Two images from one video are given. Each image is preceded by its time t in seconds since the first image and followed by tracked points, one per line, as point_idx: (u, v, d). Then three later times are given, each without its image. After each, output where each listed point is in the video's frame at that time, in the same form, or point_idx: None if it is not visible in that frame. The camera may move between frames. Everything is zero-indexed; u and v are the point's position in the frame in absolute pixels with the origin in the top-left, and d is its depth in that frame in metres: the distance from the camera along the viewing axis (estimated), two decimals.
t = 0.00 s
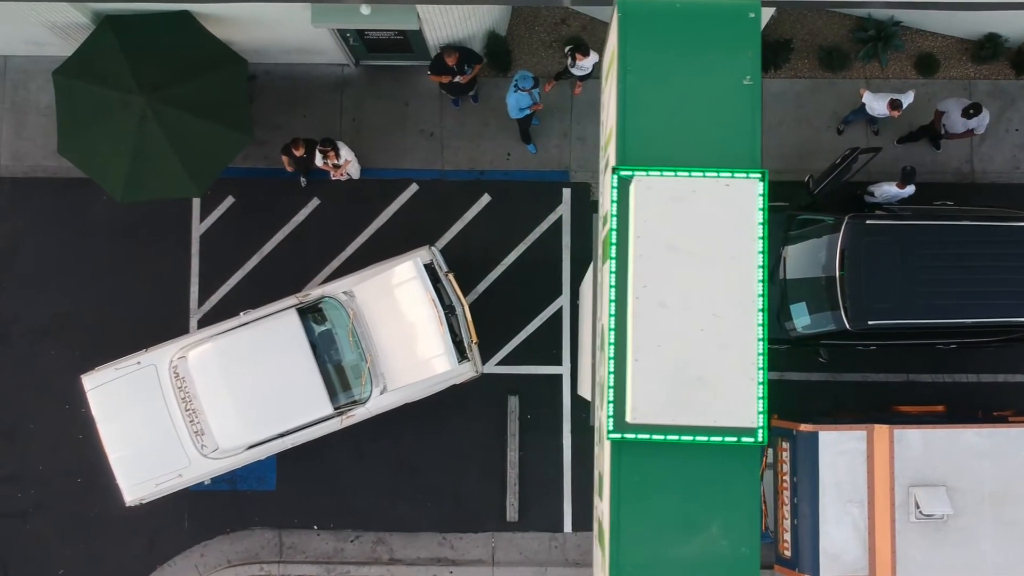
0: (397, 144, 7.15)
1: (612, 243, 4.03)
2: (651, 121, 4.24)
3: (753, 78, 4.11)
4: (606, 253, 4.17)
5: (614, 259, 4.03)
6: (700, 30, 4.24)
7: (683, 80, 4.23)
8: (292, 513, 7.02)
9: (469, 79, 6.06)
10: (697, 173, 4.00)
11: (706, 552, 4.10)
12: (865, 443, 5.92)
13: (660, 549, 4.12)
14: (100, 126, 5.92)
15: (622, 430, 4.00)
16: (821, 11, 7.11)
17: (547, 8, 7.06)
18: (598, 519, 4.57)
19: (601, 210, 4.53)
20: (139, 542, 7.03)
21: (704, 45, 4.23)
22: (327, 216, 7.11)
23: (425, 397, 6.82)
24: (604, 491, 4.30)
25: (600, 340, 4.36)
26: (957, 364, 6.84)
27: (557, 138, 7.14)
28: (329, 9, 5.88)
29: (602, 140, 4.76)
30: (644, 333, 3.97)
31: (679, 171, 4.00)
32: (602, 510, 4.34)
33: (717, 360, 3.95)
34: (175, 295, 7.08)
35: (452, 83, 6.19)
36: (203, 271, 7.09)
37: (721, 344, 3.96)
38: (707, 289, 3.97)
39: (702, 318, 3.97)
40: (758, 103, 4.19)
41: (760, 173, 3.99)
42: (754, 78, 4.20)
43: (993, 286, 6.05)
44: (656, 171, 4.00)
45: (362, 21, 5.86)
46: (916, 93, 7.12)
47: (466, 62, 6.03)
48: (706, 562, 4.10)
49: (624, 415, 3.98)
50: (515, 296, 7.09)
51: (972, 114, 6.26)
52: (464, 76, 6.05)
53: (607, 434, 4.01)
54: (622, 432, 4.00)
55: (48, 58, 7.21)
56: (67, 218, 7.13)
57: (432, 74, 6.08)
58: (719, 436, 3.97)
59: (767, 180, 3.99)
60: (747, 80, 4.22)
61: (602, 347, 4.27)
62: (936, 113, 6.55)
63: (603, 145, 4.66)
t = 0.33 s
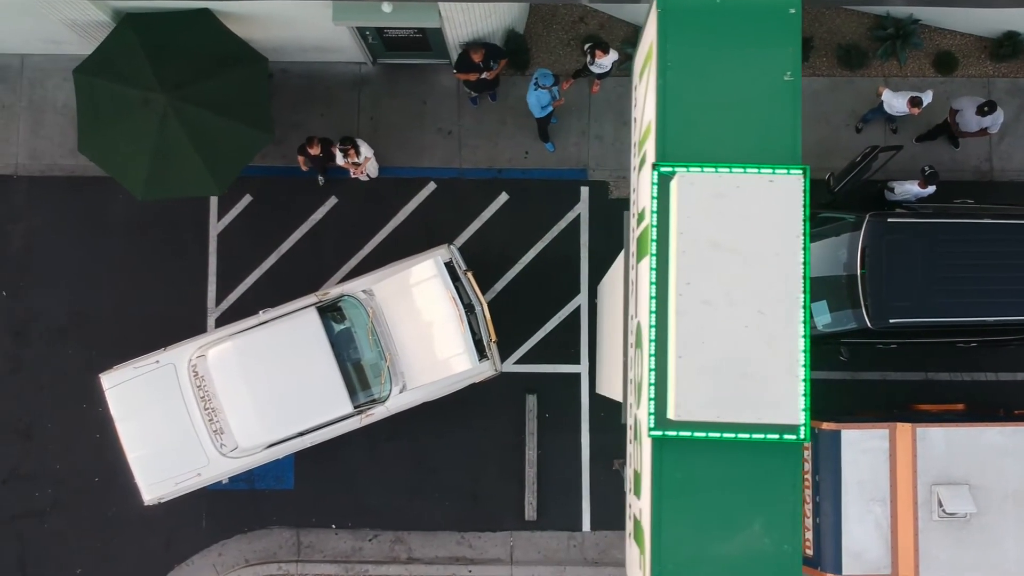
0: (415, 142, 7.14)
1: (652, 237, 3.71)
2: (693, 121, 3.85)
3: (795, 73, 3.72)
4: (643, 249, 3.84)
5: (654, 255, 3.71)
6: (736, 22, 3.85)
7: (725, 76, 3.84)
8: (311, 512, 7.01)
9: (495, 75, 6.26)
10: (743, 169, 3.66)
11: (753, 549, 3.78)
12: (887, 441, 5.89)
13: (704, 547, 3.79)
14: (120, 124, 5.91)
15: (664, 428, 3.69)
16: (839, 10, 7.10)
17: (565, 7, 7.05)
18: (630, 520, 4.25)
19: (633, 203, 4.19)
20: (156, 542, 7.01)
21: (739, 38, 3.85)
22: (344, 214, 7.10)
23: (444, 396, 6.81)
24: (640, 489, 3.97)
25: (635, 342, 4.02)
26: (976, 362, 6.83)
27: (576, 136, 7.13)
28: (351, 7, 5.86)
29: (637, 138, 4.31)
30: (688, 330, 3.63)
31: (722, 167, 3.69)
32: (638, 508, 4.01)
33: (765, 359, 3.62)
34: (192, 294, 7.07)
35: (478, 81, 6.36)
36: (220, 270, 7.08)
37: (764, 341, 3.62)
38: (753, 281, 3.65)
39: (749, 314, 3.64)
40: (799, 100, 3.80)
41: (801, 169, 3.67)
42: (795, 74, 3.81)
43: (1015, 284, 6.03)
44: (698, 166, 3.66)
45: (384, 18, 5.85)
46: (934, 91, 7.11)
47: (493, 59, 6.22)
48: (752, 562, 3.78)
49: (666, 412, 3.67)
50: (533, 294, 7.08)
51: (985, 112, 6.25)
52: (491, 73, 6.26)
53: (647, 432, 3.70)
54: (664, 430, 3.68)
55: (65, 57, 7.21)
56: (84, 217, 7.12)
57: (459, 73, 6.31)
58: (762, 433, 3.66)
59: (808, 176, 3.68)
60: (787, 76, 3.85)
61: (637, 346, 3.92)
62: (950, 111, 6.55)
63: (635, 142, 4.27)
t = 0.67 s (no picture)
0: (433, 141, 7.13)
1: (692, 235, 3.22)
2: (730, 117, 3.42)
3: (840, 68, 3.29)
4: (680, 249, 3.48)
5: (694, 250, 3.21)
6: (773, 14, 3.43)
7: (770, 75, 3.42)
8: (328, 511, 6.99)
9: (518, 70, 6.34)
10: (787, 166, 3.18)
11: (796, 551, 3.27)
12: (910, 440, 5.88)
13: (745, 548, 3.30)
14: (141, 123, 5.89)
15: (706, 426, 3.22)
16: (858, 8, 7.10)
17: (583, 5, 7.04)
18: (665, 523, 3.77)
19: (666, 197, 3.90)
20: (174, 542, 6.99)
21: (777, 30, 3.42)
22: (362, 213, 7.09)
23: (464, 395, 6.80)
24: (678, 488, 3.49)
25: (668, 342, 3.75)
26: (995, 361, 6.81)
27: (594, 134, 7.12)
28: (372, 4, 5.88)
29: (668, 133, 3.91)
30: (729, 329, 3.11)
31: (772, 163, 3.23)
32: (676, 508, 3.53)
33: (813, 357, 3.12)
34: (209, 293, 7.06)
35: (501, 77, 6.48)
36: (238, 269, 7.06)
37: (810, 338, 3.12)
38: (802, 265, 3.14)
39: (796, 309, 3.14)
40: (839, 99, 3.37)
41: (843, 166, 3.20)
42: (835, 70, 3.38)
43: None
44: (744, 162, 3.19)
45: (405, 17, 5.90)
46: (953, 89, 7.09)
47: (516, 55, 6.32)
48: (795, 564, 3.29)
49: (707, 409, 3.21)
50: (552, 293, 7.07)
51: (1001, 112, 6.23)
52: (514, 68, 6.34)
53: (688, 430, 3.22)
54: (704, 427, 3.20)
55: (82, 55, 7.20)
56: (101, 216, 7.10)
57: (481, 69, 6.40)
58: (804, 432, 3.17)
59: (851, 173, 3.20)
60: (827, 72, 3.42)
61: (672, 346, 3.67)
62: (965, 110, 6.53)
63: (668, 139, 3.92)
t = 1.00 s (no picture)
0: (450, 140, 7.12)
1: (732, 233, 3.16)
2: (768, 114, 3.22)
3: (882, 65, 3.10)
4: (717, 248, 3.44)
5: (735, 247, 3.14)
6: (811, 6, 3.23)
7: (810, 70, 3.23)
8: (345, 510, 6.98)
9: (536, 68, 6.32)
10: (828, 162, 3.04)
11: (840, 554, 3.08)
12: (933, 440, 5.85)
13: (787, 549, 3.11)
14: (160, 121, 5.88)
15: (748, 426, 3.09)
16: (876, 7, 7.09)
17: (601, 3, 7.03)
18: (700, 522, 3.72)
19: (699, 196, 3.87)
20: (190, 541, 6.97)
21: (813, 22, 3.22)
22: (379, 212, 7.08)
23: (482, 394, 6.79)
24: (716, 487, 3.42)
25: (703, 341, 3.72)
26: (1015, 359, 6.80)
27: (612, 133, 7.10)
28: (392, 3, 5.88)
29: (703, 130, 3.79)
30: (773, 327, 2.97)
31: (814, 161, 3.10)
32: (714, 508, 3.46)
33: (860, 358, 2.95)
34: (226, 292, 7.04)
35: (520, 74, 6.46)
36: (254, 268, 7.05)
37: (856, 338, 2.95)
38: (848, 257, 2.98)
39: (844, 308, 2.97)
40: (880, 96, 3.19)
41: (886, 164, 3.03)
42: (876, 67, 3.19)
43: None
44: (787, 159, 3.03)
45: (426, 14, 5.91)
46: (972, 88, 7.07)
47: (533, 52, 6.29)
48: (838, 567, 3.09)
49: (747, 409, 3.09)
50: (569, 292, 7.05)
51: (1021, 112, 6.20)
52: (532, 66, 6.32)
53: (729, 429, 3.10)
54: (746, 426, 3.09)
55: (98, 54, 7.19)
56: (117, 215, 7.09)
57: (499, 66, 6.39)
58: (844, 431, 3.04)
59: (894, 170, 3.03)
60: (868, 68, 3.21)
61: (707, 344, 3.64)
62: (985, 109, 6.51)
63: (701, 137, 3.87)
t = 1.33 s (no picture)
0: (468, 138, 7.11)
1: (772, 230, 3.16)
2: (808, 111, 3.22)
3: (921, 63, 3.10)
4: (752, 245, 3.44)
5: (774, 244, 3.15)
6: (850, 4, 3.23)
7: (848, 68, 3.24)
8: (363, 509, 6.97)
9: (553, 68, 6.33)
10: (869, 159, 3.03)
11: (880, 551, 3.09)
12: (954, 438, 5.89)
13: (827, 546, 3.11)
14: (180, 119, 5.88)
15: (788, 423, 3.09)
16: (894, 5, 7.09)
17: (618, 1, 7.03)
18: (733, 520, 3.72)
19: (731, 193, 3.88)
20: (207, 540, 6.97)
21: (852, 21, 3.23)
22: (396, 211, 7.08)
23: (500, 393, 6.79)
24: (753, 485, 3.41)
25: (736, 339, 3.72)
26: None
27: (629, 132, 7.09)
28: (413, 1, 5.87)
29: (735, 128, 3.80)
30: (815, 325, 2.97)
31: (854, 159, 3.10)
32: (749, 506, 3.46)
33: (902, 355, 2.95)
34: (243, 291, 7.04)
35: (537, 74, 6.48)
36: (272, 266, 7.05)
37: (898, 335, 2.95)
38: (889, 253, 2.98)
39: (885, 305, 2.97)
40: (919, 94, 3.19)
41: (926, 160, 3.04)
42: (916, 65, 3.19)
43: None
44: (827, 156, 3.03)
45: (447, 13, 5.90)
46: (989, 87, 7.07)
47: (551, 53, 6.30)
48: (878, 565, 3.09)
49: (788, 405, 3.09)
50: (587, 291, 7.05)
51: None
52: (549, 66, 6.32)
53: (769, 426, 3.11)
54: (786, 424, 3.09)
55: (115, 53, 7.18)
56: (134, 214, 7.08)
57: (516, 67, 6.40)
58: (884, 428, 3.04)
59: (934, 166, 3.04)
60: (906, 66, 3.21)
61: (741, 342, 3.63)
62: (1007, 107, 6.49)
63: (734, 134, 3.87)
